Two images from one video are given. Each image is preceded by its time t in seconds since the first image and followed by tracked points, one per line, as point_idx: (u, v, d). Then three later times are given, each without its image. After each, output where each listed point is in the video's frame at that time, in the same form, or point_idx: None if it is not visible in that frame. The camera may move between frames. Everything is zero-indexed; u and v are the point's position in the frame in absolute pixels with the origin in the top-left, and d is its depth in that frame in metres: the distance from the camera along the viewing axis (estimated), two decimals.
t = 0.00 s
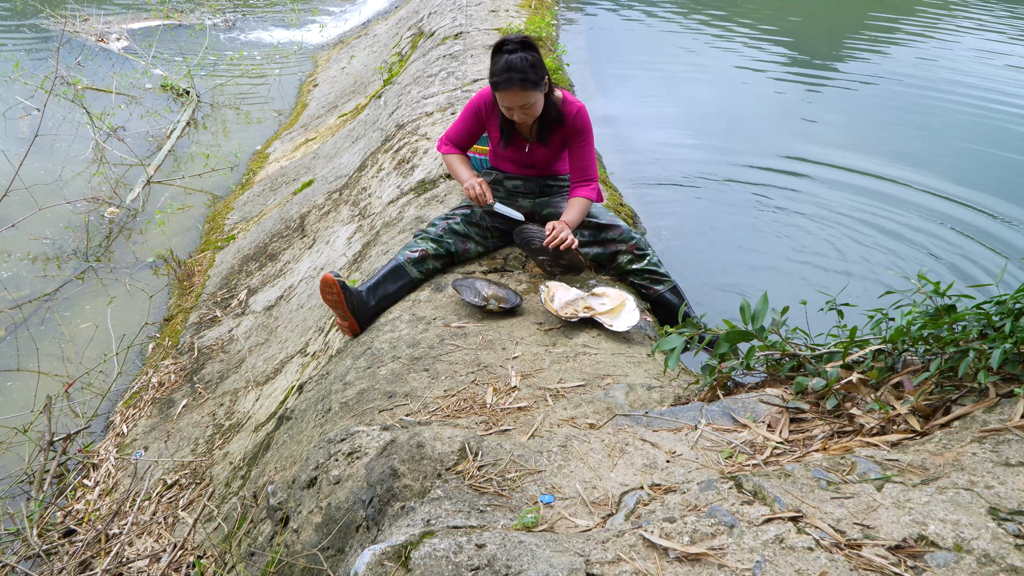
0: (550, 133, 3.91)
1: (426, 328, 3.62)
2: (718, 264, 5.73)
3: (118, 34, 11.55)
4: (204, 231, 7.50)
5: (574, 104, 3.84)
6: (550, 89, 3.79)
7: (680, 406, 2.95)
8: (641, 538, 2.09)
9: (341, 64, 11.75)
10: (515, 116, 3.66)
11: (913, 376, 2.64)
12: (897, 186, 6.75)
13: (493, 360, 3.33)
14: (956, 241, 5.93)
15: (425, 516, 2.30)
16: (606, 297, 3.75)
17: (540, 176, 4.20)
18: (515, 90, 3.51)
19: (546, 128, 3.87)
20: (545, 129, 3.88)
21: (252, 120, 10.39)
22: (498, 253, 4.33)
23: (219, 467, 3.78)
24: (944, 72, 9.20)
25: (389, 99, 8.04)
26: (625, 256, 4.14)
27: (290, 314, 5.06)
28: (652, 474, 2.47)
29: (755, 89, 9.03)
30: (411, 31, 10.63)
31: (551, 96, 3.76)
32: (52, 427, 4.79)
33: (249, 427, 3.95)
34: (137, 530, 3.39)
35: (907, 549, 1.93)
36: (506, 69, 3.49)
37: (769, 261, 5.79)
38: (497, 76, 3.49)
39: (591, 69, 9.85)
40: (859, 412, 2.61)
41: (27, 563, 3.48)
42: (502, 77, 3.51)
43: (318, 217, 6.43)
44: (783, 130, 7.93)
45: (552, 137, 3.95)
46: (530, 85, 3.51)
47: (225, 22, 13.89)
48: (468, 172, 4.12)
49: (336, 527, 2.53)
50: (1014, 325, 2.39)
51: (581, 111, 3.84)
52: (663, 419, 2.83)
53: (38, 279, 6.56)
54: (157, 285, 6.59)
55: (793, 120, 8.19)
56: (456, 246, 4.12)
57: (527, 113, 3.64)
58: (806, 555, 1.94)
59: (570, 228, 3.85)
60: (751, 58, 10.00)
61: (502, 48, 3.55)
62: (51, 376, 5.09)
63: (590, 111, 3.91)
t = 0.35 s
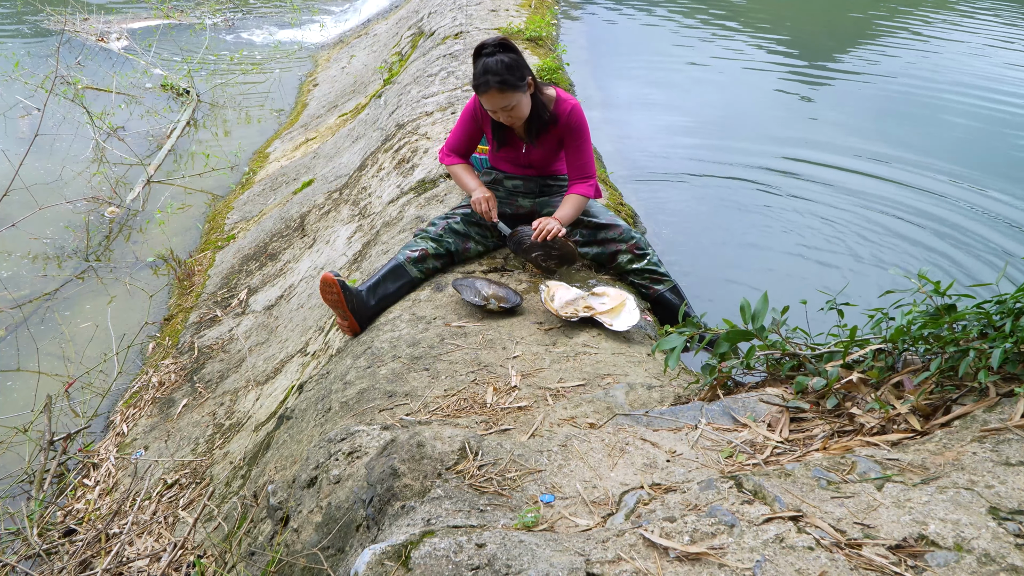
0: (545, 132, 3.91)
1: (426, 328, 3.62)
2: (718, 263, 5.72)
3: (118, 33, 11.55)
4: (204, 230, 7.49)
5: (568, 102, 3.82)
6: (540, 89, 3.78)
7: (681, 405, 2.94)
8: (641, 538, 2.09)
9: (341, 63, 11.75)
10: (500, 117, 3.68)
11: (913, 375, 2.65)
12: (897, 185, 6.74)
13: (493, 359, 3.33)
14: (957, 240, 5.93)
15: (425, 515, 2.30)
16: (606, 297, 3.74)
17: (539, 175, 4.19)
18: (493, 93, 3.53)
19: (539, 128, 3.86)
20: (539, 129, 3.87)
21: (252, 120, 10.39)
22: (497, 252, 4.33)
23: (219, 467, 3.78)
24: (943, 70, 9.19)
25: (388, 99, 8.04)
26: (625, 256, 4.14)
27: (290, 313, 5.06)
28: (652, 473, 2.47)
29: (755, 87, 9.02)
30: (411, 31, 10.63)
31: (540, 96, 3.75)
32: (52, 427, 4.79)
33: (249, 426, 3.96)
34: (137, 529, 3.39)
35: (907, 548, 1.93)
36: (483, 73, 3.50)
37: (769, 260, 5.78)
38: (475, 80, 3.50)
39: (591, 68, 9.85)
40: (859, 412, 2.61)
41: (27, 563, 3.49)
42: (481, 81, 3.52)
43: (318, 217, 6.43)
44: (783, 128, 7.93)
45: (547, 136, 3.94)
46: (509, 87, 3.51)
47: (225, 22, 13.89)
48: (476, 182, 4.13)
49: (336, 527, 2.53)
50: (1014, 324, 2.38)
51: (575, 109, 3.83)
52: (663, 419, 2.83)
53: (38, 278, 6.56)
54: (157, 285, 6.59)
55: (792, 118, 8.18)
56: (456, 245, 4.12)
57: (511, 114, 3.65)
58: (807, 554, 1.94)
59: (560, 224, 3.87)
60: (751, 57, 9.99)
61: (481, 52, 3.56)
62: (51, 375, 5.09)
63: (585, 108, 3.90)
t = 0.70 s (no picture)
0: (544, 132, 3.91)
1: (426, 327, 3.62)
2: (718, 263, 5.72)
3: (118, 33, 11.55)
4: (204, 230, 7.49)
5: (567, 103, 3.83)
6: (538, 90, 3.79)
7: (681, 405, 2.94)
8: (641, 537, 2.09)
9: (341, 63, 11.74)
10: (496, 118, 3.68)
11: (913, 374, 2.65)
12: (896, 185, 6.74)
13: (493, 359, 3.33)
14: (956, 239, 5.93)
15: (425, 515, 2.30)
16: (606, 296, 3.74)
17: (539, 175, 4.19)
18: (489, 95, 3.53)
19: (538, 129, 3.86)
20: (537, 129, 3.87)
21: (252, 119, 10.38)
22: (497, 252, 4.34)
23: (219, 466, 3.78)
24: (943, 69, 9.19)
25: (388, 99, 8.03)
26: (625, 255, 4.14)
27: (289, 313, 5.06)
28: (652, 472, 2.47)
29: (755, 87, 9.02)
30: (411, 30, 10.62)
31: (537, 96, 3.74)
32: (52, 426, 4.79)
33: (249, 426, 3.95)
34: (137, 529, 3.39)
35: (907, 548, 1.93)
36: (479, 74, 3.51)
37: (770, 260, 5.78)
38: (471, 81, 3.51)
39: (591, 67, 9.86)
40: (859, 411, 2.61)
41: (27, 563, 3.48)
42: (477, 82, 3.53)
43: (318, 216, 6.43)
44: (782, 127, 7.93)
45: (546, 136, 3.94)
46: (505, 89, 3.52)
47: (224, 21, 13.89)
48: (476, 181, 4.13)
49: (336, 526, 2.53)
50: (1014, 324, 2.38)
51: (574, 109, 3.83)
52: (663, 418, 2.83)
53: (38, 278, 6.56)
54: (157, 285, 6.59)
55: (792, 117, 8.18)
56: (456, 245, 4.12)
57: (508, 114, 3.65)
58: (807, 553, 1.94)
59: (563, 222, 3.89)
60: (751, 56, 9.99)
61: (477, 53, 3.56)
62: (51, 375, 5.08)
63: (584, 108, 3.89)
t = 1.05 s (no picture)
0: (546, 131, 3.91)
1: (426, 326, 3.62)
2: (718, 262, 5.72)
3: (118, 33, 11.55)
4: (204, 229, 7.49)
5: (570, 102, 3.83)
6: (542, 88, 3.78)
7: (680, 404, 2.94)
8: (641, 537, 2.08)
9: (341, 62, 11.73)
10: (500, 115, 3.67)
11: (913, 374, 2.65)
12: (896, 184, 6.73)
13: (493, 358, 3.33)
14: (956, 238, 5.93)
15: (425, 514, 2.29)
16: (606, 296, 3.74)
17: (539, 175, 4.19)
18: (495, 91, 3.52)
19: (540, 128, 3.86)
20: (539, 128, 3.87)
21: (252, 119, 10.37)
22: (497, 251, 4.33)
23: (219, 465, 3.78)
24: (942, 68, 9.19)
25: (388, 98, 8.03)
26: (625, 255, 4.14)
27: (289, 312, 5.06)
28: (652, 471, 2.47)
29: (754, 86, 9.02)
30: (411, 29, 10.61)
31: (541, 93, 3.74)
32: (52, 426, 4.79)
33: (249, 425, 3.95)
34: (137, 528, 3.39)
35: (907, 547, 1.92)
36: (485, 71, 3.50)
37: (770, 259, 5.78)
38: (476, 78, 3.50)
39: (591, 67, 9.87)
40: (859, 410, 2.62)
41: (27, 563, 3.48)
42: (482, 79, 3.52)
43: (318, 216, 6.42)
44: (782, 126, 7.93)
45: (548, 135, 3.94)
46: (510, 85, 3.51)
47: (224, 21, 13.88)
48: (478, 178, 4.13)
49: (335, 525, 2.52)
50: (1014, 323, 2.38)
51: (576, 108, 3.83)
52: (663, 417, 2.82)
53: (38, 277, 6.56)
54: (157, 284, 6.58)
55: (791, 115, 8.18)
56: (456, 244, 4.12)
57: (512, 111, 3.64)
58: (807, 553, 1.94)
59: (567, 222, 3.88)
60: (750, 56, 9.99)
61: (481, 50, 3.57)
62: (50, 374, 5.08)
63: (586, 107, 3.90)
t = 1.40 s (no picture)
0: (547, 130, 3.90)
1: (426, 326, 3.62)
2: (718, 261, 5.72)
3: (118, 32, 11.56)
4: (204, 229, 7.49)
5: (572, 101, 3.82)
6: (545, 86, 3.78)
7: (680, 404, 2.94)
8: (641, 536, 2.08)
9: (341, 62, 11.73)
10: (504, 110, 3.67)
11: (913, 374, 2.66)
12: (897, 184, 6.73)
13: (493, 358, 3.33)
14: (957, 238, 5.93)
15: (425, 513, 2.30)
16: (606, 296, 3.74)
17: (539, 175, 4.19)
18: (498, 86, 3.52)
19: (541, 126, 3.86)
20: (540, 127, 3.86)
21: (252, 119, 10.38)
22: (498, 251, 4.33)
23: (219, 465, 3.78)
24: (943, 68, 9.19)
25: (388, 98, 8.03)
26: (625, 254, 4.14)
27: (289, 312, 5.06)
28: (652, 471, 2.47)
29: (755, 86, 9.01)
30: (411, 29, 10.62)
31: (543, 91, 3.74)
32: (52, 426, 4.79)
33: (249, 425, 3.95)
34: (137, 528, 3.40)
35: (907, 547, 1.93)
36: (489, 66, 3.50)
37: (770, 258, 5.78)
38: (480, 73, 3.49)
39: (591, 66, 9.88)
40: (859, 410, 2.62)
41: (27, 563, 3.48)
42: (485, 74, 3.51)
43: (318, 216, 6.42)
44: (781, 126, 7.92)
45: (549, 134, 3.93)
46: (513, 81, 3.51)
47: (224, 20, 13.88)
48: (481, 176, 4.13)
49: (336, 525, 2.52)
50: (1014, 323, 2.38)
51: (577, 108, 3.82)
52: (663, 417, 2.82)
53: (38, 277, 6.56)
54: (157, 284, 6.58)
55: (792, 114, 8.18)
56: (456, 244, 4.12)
57: (515, 107, 3.64)
58: (806, 553, 1.94)
59: (564, 223, 3.87)
60: (751, 55, 9.99)
61: (485, 45, 3.56)
62: (51, 374, 5.08)
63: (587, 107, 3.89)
